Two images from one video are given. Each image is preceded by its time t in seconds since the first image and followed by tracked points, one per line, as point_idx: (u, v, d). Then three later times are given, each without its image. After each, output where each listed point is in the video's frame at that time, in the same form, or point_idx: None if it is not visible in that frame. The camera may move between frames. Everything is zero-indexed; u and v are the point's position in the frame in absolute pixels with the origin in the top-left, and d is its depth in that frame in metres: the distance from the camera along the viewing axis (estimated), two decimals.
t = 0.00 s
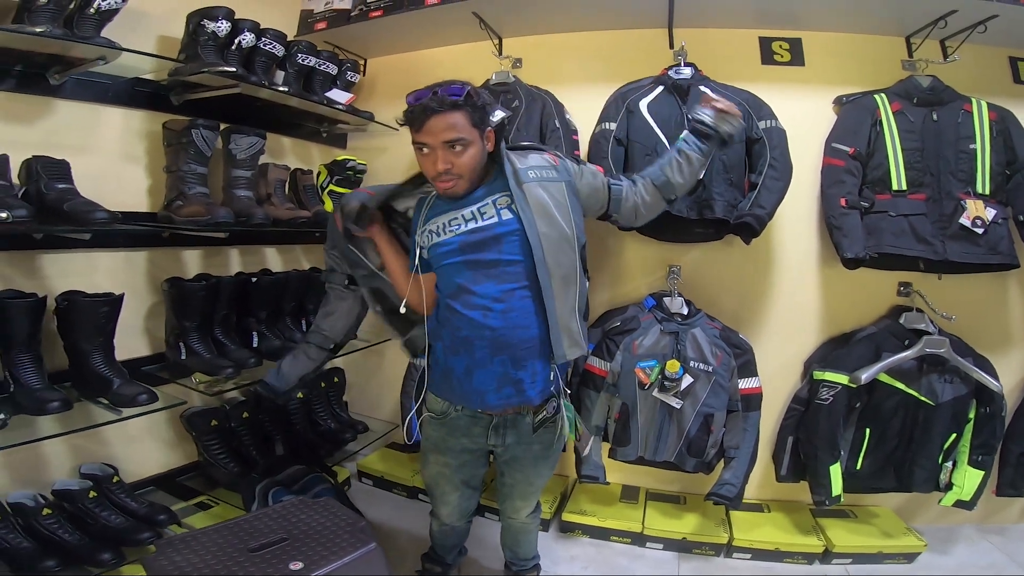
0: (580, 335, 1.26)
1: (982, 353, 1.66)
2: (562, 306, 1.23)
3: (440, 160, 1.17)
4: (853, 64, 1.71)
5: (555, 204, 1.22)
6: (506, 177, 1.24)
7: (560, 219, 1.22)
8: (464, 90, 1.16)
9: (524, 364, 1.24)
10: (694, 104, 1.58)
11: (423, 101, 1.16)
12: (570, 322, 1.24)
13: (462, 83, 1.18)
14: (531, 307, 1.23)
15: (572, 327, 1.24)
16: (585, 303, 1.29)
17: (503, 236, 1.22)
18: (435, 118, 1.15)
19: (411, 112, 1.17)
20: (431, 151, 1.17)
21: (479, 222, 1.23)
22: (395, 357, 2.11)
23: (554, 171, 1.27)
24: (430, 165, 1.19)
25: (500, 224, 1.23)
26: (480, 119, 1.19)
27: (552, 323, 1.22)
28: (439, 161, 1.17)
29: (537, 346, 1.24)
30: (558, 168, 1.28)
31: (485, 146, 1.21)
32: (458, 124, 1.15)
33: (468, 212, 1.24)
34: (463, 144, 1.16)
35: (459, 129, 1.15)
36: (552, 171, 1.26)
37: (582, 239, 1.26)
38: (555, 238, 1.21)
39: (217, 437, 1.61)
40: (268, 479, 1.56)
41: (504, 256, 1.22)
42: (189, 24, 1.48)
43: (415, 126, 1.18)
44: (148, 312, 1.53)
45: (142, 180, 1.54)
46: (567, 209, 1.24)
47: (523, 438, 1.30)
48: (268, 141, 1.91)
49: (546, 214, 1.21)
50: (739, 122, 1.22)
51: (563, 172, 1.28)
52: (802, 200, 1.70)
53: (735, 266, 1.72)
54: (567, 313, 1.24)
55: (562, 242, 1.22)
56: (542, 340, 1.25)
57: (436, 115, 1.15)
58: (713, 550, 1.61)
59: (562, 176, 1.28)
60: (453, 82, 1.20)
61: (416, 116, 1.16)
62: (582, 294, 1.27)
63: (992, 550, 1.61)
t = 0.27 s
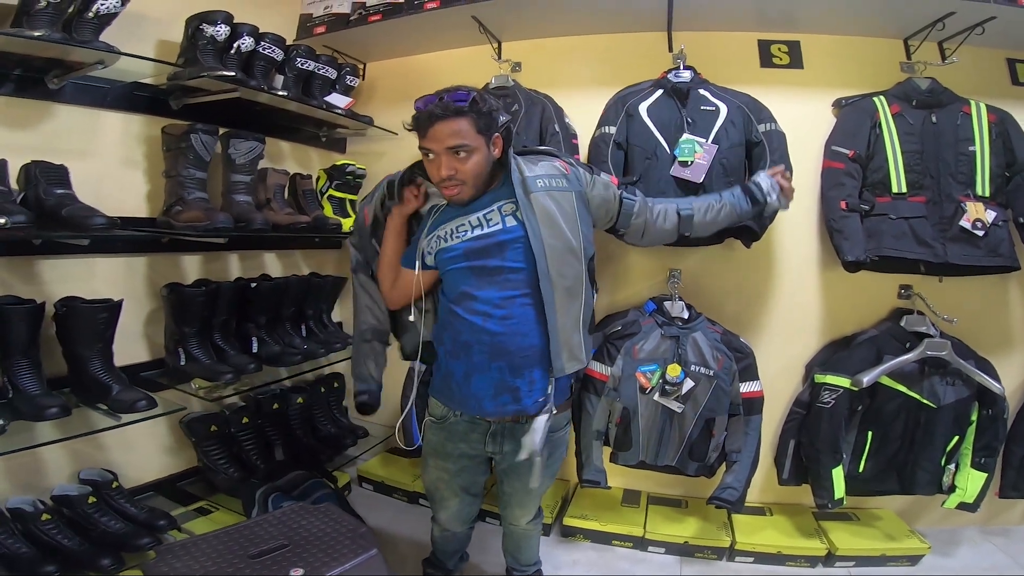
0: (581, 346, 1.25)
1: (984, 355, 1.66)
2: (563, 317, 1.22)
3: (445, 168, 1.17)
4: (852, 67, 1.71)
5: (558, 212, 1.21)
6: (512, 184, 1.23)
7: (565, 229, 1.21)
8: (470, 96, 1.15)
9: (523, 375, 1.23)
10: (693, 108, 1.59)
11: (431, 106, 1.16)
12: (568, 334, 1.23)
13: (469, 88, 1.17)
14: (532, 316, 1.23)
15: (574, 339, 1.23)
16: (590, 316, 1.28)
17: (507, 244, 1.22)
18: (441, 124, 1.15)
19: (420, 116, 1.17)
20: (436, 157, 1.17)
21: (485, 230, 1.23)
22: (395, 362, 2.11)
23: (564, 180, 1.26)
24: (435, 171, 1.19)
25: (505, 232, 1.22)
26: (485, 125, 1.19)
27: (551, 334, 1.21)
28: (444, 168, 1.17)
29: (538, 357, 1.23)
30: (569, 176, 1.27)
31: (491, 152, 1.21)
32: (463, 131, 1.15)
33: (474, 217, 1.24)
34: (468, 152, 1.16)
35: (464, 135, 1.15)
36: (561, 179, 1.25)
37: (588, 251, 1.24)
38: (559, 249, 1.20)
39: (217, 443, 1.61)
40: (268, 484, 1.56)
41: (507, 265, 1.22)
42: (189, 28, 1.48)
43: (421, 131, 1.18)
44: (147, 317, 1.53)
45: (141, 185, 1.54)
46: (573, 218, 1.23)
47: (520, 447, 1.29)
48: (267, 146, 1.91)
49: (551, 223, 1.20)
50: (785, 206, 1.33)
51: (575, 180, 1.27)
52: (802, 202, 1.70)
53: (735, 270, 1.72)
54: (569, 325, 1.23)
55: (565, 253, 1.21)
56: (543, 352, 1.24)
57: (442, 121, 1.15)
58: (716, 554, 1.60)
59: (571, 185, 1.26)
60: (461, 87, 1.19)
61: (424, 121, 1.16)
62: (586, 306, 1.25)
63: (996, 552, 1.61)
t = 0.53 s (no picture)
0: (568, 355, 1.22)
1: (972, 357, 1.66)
2: (549, 323, 1.19)
3: (435, 167, 1.16)
4: (840, 68, 1.70)
5: (545, 216, 1.19)
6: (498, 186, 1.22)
7: (552, 233, 1.19)
8: (463, 94, 1.14)
9: (509, 383, 1.21)
10: (682, 109, 1.57)
11: (422, 104, 1.15)
12: (554, 342, 1.20)
13: (461, 86, 1.16)
14: (517, 322, 1.21)
15: (562, 347, 1.21)
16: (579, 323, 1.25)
17: (492, 249, 1.20)
18: (432, 122, 1.14)
19: (411, 114, 1.16)
20: (427, 155, 1.16)
21: (471, 234, 1.21)
22: (383, 366, 2.08)
23: (552, 183, 1.23)
24: (425, 170, 1.18)
25: (491, 237, 1.20)
26: (477, 124, 1.18)
27: (537, 342, 1.19)
28: (434, 167, 1.16)
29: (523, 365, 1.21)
30: (559, 179, 1.25)
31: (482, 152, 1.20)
32: (453, 128, 1.14)
33: (461, 220, 1.22)
34: (459, 151, 1.15)
35: (454, 133, 1.14)
36: (550, 183, 1.23)
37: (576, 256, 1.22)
38: (545, 254, 1.18)
39: (200, 449, 1.58)
40: (252, 491, 1.53)
41: (493, 271, 1.20)
42: (169, 28, 1.45)
43: (412, 128, 1.17)
44: (126, 322, 1.50)
45: (119, 187, 1.50)
46: (561, 223, 1.20)
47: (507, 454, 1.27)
48: (251, 148, 1.88)
49: (538, 227, 1.18)
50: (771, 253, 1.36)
51: (565, 183, 1.25)
52: (791, 204, 1.69)
53: (725, 271, 1.70)
54: (555, 333, 1.20)
55: (552, 258, 1.18)
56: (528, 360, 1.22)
57: (433, 118, 1.14)
58: (707, 558, 1.58)
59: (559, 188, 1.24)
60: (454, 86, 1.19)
61: (417, 118, 1.15)
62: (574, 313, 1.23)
63: (986, 553, 1.60)
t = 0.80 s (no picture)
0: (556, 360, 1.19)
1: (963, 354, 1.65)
2: (536, 328, 1.16)
3: (424, 160, 1.13)
4: (828, 66, 1.69)
5: (531, 217, 1.16)
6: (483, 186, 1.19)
7: (538, 234, 1.16)
8: (448, 87, 1.14)
9: (494, 389, 1.18)
10: (670, 107, 1.56)
11: (406, 98, 1.13)
12: (540, 347, 1.17)
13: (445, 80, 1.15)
14: (502, 327, 1.18)
15: (550, 353, 1.18)
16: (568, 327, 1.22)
17: (477, 251, 1.17)
18: (418, 115, 1.12)
19: (394, 109, 1.14)
20: (415, 150, 1.13)
21: (456, 236, 1.19)
22: (371, 371, 2.04)
23: (540, 183, 1.20)
24: (413, 167, 1.15)
25: (476, 238, 1.18)
26: (463, 117, 1.17)
27: (522, 347, 1.16)
28: (422, 161, 1.13)
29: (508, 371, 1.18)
30: (547, 178, 1.22)
31: (470, 146, 1.18)
32: (440, 120, 1.12)
33: (446, 222, 1.20)
34: (448, 143, 1.13)
35: (440, 124, 1.13)
36: (538, 182, 1.20)
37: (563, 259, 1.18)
38: (530, 256, 1.15)
39: (182, 457, 1.53)
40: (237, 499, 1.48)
41: (478, 274, 1.18)
42: (144, 28, 1.41)
43: (397, 125, 1.15)
44: (103, 329, 1.45)
45: (94, 190, 1.46)
46: (548, 224, 1.17)
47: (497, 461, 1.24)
48: (232, 150, 1.84)
49: (523, 228, 1.15)
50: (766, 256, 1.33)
51: (553, 183, 1.22)
52: (780, 202, 1.68)
53: (715, 271, 1.69)
54: (542, 337, 1.17)
55: (538, 261, 1.15)
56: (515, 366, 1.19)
57: (418, 111, 1.12)
58: (702, 560, 1.56)
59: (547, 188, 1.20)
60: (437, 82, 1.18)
61: (401, 113, 1.13)
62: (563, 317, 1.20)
63: (981, 551, 1.59)
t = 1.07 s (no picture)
0: (553, 366, 1.16)
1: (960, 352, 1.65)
2: (531, 332, 1.14)
3: (425, 156, 1.11)
4: (823, 65, 1.69)
5: (527, 218, 1.13)
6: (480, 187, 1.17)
7: (535, 235, 1.13)
8: (448, 81, 1.11)
9: (488, 395, 1.16)
10: (666, 105, 1.55)
11: (405, 93, 1.11)
12: (535, 352, 1.14)
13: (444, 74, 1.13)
14: (496, 331, 1.16)
15: (546, 358, 1.15)
16: (566, 332, 1.18)
17: (470, 253, 1.15)
18: (418, 110, 1.10)
19: (392, 105, 1.12)
20: (415, 145, 1.11)
21: (450, 238, 1.17)
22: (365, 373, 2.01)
23: (537, 183, 1.18)
24: (413, 163, 1.13)
25: (470, 240, 1.16)
26: (463, 112, 1.15)
27: (516, 351, 1.14)
28: (423, 157, 1.11)
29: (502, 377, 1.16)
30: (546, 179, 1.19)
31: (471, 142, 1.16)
32: (441, 114, 1.10)
33: (441, 223, 1.18)
34: (449, 139, 1.11)
35: (442, 119, 1.11)
36: (535, 183, 1.17)
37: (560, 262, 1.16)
38: (525, 258, 1.12)
39: (172, 463, 1.50)
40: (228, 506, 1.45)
41: (472, 276, 1.15)
42: (130, 26, 1.38)
43: (396, 120, 1.13)
44: (88, 333, 1.42)
45: (78, 191, 1.43)
46: (544, 226, 1.15)
47: (493, 465, 1.22)
48: (220, 150, 1.81)
49: (519, 229, 1.13)
50: (771, 270, 1.33)
51: (552, 184, 1.19)
52: (776, 201, 1.67)
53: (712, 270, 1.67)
54: (538, 342, 1.14)
55: (534, 263, 1.13)
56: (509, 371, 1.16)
57: (418, 106, 1.10)
58: (703, 562, 1.55)
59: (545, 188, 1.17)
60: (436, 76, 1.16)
61: (400, 108, 1.11)
62: (561, 322, 1.17)
63: (980, 550, 1.59)
